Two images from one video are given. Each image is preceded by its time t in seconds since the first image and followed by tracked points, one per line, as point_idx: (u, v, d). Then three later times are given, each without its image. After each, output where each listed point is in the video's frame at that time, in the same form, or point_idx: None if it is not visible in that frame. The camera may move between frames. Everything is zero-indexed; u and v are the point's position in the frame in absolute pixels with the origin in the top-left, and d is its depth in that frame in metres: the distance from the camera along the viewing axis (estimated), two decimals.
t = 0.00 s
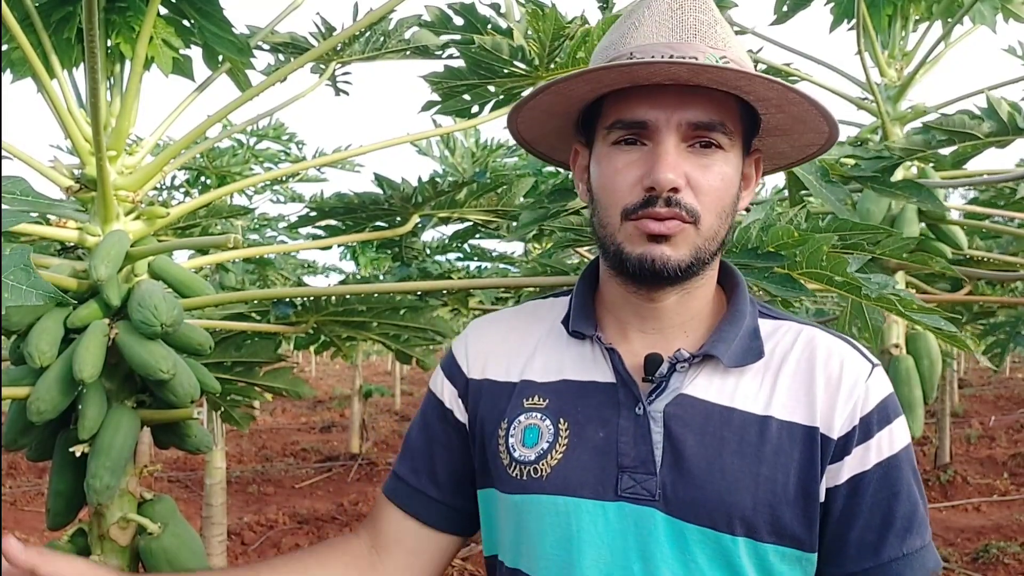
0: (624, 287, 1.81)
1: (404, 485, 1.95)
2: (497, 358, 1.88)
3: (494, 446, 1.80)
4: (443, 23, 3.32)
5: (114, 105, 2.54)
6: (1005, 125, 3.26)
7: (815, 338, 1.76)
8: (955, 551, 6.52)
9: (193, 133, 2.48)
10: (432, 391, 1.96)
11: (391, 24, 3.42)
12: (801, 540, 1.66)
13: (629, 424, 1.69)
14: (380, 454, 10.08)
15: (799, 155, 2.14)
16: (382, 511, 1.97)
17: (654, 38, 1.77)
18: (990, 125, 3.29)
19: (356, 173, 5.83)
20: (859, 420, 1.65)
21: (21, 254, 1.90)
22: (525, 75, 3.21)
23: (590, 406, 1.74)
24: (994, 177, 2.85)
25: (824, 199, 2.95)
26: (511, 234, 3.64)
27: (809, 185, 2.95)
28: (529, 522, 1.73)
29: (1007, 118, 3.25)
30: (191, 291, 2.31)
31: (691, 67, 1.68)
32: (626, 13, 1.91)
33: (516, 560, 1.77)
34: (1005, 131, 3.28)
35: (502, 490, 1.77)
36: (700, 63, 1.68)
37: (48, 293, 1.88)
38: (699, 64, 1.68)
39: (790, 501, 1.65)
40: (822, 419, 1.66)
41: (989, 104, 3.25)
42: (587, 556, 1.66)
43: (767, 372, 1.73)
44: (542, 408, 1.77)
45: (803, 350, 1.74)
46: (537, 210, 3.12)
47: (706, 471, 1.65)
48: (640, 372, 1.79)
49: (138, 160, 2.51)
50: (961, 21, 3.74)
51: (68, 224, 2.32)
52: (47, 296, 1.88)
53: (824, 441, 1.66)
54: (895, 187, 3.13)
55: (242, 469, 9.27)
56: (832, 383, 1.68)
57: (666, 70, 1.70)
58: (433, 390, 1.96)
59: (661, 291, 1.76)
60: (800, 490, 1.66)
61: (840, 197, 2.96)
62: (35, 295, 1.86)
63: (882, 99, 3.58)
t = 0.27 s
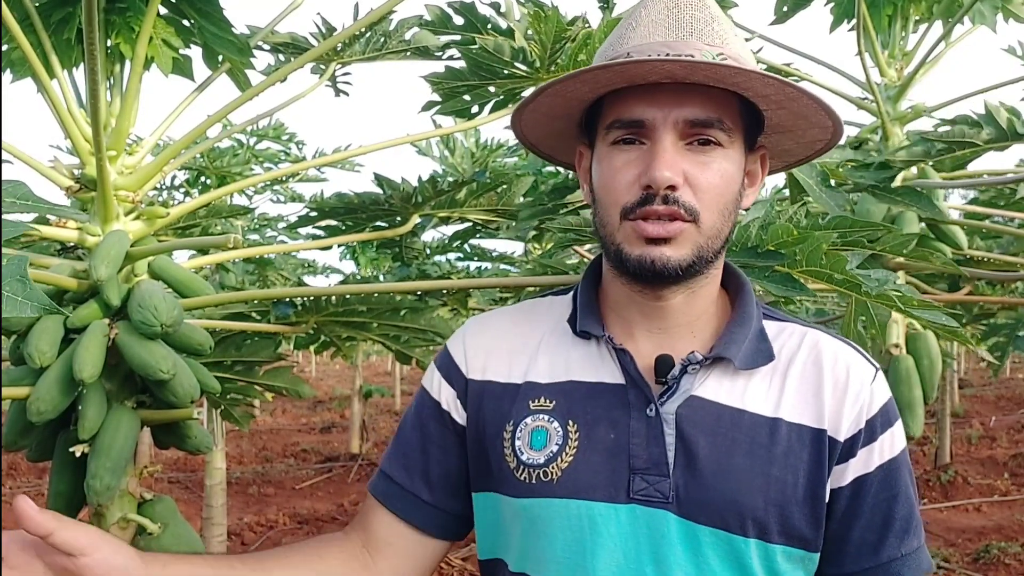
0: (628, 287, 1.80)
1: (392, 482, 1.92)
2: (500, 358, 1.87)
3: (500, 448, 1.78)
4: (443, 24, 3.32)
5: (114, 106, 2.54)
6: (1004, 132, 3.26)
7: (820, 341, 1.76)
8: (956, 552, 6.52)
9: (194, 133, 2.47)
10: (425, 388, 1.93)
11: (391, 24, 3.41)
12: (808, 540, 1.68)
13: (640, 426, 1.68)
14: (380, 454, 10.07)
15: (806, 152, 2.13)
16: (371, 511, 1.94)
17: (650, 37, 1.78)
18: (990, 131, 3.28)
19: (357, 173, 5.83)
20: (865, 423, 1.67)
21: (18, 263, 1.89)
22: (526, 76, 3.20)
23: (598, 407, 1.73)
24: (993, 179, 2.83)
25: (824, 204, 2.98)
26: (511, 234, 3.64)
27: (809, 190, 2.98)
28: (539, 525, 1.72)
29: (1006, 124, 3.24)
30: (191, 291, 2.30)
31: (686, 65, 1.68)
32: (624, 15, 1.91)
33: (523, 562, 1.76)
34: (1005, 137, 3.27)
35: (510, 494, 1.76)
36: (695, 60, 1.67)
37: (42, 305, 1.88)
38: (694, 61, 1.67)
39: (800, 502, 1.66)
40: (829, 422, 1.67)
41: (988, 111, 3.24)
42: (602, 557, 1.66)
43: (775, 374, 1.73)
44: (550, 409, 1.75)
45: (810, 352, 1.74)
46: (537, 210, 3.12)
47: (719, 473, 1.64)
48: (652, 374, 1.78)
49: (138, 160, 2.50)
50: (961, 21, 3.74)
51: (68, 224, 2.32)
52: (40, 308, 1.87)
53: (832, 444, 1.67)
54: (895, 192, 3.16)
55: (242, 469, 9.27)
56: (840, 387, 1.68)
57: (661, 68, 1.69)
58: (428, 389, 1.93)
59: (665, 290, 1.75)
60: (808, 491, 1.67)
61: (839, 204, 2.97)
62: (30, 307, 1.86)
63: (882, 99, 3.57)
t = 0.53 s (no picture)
0: (616, 288, 1.81)
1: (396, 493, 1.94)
2: (489, 362, 1.87)
3: (489, 453, 1.78)
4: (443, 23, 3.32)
5: (114, 106, 2.54)
6: (1007, 133, 3.27)
7: (810, 340, 1.76)
8: (955, 552, 6.53)
9: (193, 133, 2.47)
10: (421, 399, 1.94)
11: (391, 24, 3.41)
12: (800, 541, 1.67)
13: (628, 428, 1.69)
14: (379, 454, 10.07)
15: (798, 149, 2.13)
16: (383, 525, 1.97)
17: (637, 36, 1.78)
18: (992, 133, 3.29)
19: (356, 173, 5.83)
20: (854, 422, 1.67)
21: (19, 257, 1.90)
22: (526, 76, 3.20)
23: (586, 411, 1.73)
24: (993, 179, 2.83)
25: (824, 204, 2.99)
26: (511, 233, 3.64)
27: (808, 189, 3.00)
28: (528, 529, 1.72)
29: (1008, 126, 3.26)
30: (190, 290, 2.30)
31: (671, 68, 1.68)
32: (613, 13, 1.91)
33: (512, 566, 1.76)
34: (1007, 139, 3.29)
35: (498, 498, 1.76)
36: (680, 63, 1.67)
37: (45, 300, 1.89)
38: (679, 64, 1.67)
39: (788, 503, 1.66)
40: (818, 421, 1.67)
41: (990, 112, 3.26)
42: (590, 561, 1.66)
43: (765, 374, 1.73)
44: (537, 413, 1.75)
45: (800, 351, 1.75)
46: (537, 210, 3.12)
47: (707, 474, 1.65)
48: (638, 374, 1.78)
49: (138, 160, 2.50)
50: (961, 21, 3.74)
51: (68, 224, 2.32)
52: (44, 303, 1.89)
53: (820, 443, 1.67)
54: (896, 192, 3.17)
55: (242, 469, 9.27)
56: (828, 386, 1.68)
57: (647, 70, 1.70)
58: (422, 399, 1.94)
59: (652, 292, 1.76)
60: (797, 492, 1.67)
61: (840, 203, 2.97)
62: (33, 302, 1.87)
63: (882, 99, 3.57)
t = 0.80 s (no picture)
0: (609, 291, 1.81)
1: (407, 508, 1.94)
2: (485, 365, 1.87)
3: (486, 456, 1.79)
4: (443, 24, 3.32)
5: (114, 106, 2.55)
6: (1008, 131, 3.27)
7: (803, 334, 1.76)
8: (955, 552, 6.53)
9: (194, 134, 2.48)
10: (422, 408, 1.94)
11: (391, 24, 3.42)
12: (796, 538, 1.66)
13: (623, 429, 1.69)
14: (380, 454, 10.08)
15: (789, 147, 2.13)
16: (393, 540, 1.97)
17: (624, 39, 1.78)
18: (993, 130, 3.30)
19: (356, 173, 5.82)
20: (845, 415, 1.67)
21: (16, 258, 1.90)
22: (526, 76, 3.20)
23: (581, 412, 1.73)
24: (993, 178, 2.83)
25: (824, 202, 2.99)
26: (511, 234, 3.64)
27: (809, 186, 3.00)
28: (526, 531, 1.72)
29: (1009, 123, 3.26)
30: (191, 291, 2.30)
31: (657, 72, 1.68)
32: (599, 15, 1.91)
33: (510, 567, 1.76)
34: (1008, 136, 3.29)
35: (497, 501, 1.76)
36: (666, 67, 1.67)
37: (41, 301, 1.89)
38: (665, 68, 1.67)
39: (784, 500, 1.66)
40: (810, 414, 1.67)
41: (991, 110, 3.26)
42: (589, 561, 1.66)
43: (758, 370, 1.73)
44: (533, 415, 1.76)
45: (792, 346, 1.75)
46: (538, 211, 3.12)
47: (701, 471, 1.65)
48: (633, 374, 1.78)
49: (138, 160, 2.51)
50: (961, 22, 3.74)
51: (68, 224, 2.32)
52: (39, 303, 1.89)
53: (813, 436, 1.67)
54: (896, 188, 3.16)
55: (242, 469, 9.27)
56: (819, 379, 1.69)
57: (634, 74, 1.70)
58: (423, 407, 1.94)
59: (644, 294, 1.76)
60: (791, 487, 1.67)
61: (841, 200, 2.97)
62: (28, 303, 1.87)
63: (882, 99, 3.57)
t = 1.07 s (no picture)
0: (611, 291, 1.81)
1: (410, 507, 1.94)
2: (486, 363, 1.87)
3: (487, 454, 1.78)
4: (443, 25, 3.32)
5: (114, 106, 2.54)
6: (1008, 129, 3.26)
7: (805, 337, 1.76)
8: (956, 552, 6.52)
9: (193, 134, 2.47)
10: (422, 406, 1.94)
11: (391, 24, 3.41)
12: (797, 539, 1.66)
13: (625, 428, 1.69)
14: (380, 454, 10.08)
15: (789, 145, 2.13)
16: (399, 541, 1.97)
17: (625, 41, 1.78)
18: (993, 129, 3.30)
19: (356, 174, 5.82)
20: (846, 417, 1.66)
21: (16, 255, 1.90)
22: (526, 76, 3.20)
23: (583, 410, 1.73)
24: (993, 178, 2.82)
25: (826, 203, 2.99)
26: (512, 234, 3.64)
27: (812, 188, 3.01)
28: (526, 530, 1.72)
29: (1009, 122, 3.25)
30: (191, 291, 2.30)
31: (659, 73, 1.68)
32: (600, 15, 1.91)
33: (510, 567, 1.76)
34: (1008, 134, 3.28)
35: (497, 499, 1.76)
36: (668, 68, 1.67)
37: (42, 298, 1.89)
38: (668, 69, 1.67)
39: (785, 501, 1.66)
40: (812, 417, 1.67)
41: (991, 108, 3.25)
42: (589, 561, 1.66)
43: (760, 372, 1.73)
44: (534, 413, 1.75)
45: (793, 348, 1.75)
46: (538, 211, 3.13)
47: (702, 472, 1.65)
48: (634, 374, 1.78)
49: (138, 160, 2.50)
50: (961, 22, 3.74)
51: (68, 224, 2.32)
52: (41, 301, 1.89)
53: (814, 439, 1.67)
54: (896, 191, 3.17)
55: (242, 470, 9.27)
56: (821, 382, 1.68)
57: (636, 76, 1.69)
58: (423, 405, 1.94)
59: (647, 294, 1.75)
60: (792, 489, 1.67)
61: (843, 201, 2.97)
62: (30, 300, 1.87)
63: (882, 99, 3.57)
